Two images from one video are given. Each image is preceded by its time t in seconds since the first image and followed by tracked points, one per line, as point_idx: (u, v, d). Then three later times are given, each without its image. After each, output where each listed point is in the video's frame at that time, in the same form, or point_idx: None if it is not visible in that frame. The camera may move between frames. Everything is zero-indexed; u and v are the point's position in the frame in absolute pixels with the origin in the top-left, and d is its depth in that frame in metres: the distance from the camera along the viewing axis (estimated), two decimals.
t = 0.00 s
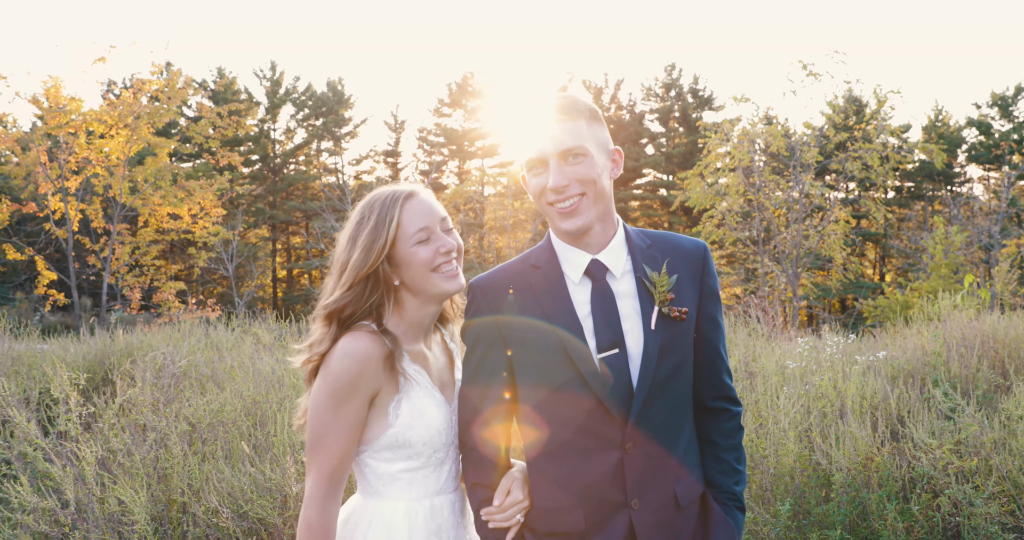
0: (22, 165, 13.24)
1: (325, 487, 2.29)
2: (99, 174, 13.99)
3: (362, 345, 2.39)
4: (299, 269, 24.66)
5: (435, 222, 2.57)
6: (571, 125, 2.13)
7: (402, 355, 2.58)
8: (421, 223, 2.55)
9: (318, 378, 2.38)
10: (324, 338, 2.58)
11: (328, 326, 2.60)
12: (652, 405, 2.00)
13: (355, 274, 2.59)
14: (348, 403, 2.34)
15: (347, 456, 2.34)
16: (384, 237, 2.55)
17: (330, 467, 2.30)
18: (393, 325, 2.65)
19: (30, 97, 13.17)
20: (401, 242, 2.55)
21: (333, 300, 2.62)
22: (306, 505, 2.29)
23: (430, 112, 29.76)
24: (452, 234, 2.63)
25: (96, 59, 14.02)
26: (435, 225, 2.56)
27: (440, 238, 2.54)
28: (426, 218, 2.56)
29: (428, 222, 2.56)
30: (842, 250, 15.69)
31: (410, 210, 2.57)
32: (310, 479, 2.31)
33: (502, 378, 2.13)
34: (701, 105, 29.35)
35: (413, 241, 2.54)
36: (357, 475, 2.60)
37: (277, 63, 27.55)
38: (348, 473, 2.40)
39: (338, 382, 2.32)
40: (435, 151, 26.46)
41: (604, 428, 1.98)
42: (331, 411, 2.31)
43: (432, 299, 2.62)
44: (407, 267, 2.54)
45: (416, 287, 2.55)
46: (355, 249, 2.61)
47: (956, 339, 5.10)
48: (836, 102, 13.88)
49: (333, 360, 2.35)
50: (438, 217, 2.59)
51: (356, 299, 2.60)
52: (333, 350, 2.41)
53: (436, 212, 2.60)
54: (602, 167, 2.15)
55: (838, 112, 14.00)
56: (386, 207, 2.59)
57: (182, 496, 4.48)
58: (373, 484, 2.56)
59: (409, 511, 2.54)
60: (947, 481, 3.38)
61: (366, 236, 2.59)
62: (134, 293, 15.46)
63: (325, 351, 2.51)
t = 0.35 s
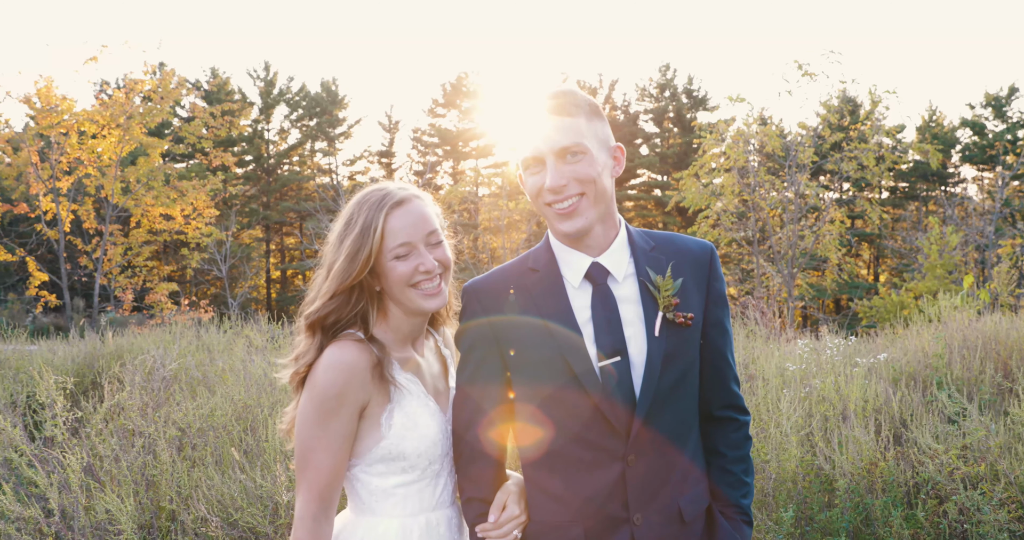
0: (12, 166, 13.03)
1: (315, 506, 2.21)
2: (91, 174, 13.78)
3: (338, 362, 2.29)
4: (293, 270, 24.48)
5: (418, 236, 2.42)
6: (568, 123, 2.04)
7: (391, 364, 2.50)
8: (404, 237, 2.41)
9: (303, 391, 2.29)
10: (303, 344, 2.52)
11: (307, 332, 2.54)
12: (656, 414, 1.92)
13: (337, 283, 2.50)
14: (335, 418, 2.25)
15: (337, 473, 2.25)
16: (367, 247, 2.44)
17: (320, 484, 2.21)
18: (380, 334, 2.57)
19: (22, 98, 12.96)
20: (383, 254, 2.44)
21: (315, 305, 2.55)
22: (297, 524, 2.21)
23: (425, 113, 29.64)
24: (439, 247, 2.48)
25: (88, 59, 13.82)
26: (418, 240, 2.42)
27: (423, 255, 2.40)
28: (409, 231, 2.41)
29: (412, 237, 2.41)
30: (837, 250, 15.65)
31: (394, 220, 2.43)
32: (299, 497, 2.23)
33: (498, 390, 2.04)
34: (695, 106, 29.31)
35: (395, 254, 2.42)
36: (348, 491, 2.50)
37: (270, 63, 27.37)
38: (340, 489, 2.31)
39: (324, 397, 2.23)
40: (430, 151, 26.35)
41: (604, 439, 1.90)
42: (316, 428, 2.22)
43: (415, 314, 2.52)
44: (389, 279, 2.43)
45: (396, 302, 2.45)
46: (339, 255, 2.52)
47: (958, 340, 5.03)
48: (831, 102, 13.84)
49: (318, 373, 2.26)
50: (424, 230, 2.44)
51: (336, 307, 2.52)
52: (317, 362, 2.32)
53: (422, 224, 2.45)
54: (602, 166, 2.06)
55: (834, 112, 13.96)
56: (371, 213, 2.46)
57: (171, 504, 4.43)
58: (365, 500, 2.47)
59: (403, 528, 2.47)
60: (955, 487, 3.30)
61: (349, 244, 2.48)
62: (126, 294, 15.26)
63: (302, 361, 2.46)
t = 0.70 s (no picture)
0: (2, 166, 12.81)
1: (306, 525, 2.12)
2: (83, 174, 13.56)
3: (327, 372, 2.21)
4: (286, 270, 24.29)
5: (406, 239, 2.33)
6: (565, 121, 1.97)
7: (387, 373, 2.44)
8: (391, 240, 2.33)
9: (294, 400, 2.22)
10: (292, 353, 2.48)
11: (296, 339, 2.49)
12: (659, 424, 1.85)
13: (325, 289, 2.44)
14: (328, 430, 2.18)
15: (331, 487, 2.17)
16: (354, 251, 2.37)
17: (312, 498, 2.13)
18: (373, 341, 2.50)
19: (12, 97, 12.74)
20: (371, 258, 2.37)
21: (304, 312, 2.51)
22: None
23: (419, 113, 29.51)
24: (430, 249, 2.38)
25: (79, 58, 13.61)
26: (405, 243, 2.33)
27: (411, 259, 2.32)
28: (396, 234, 2.33)
29: (399, 239, 2.33)
30: (832, 251, 15.63)
31: (380, 222, 2.35)
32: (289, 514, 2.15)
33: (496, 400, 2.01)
34: (689, 106, 29.30)
35: (382, 258, 2.34)
36: (339, 505, 2.42)
37: (263, 63, 27.20)
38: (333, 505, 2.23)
39: (316, 408, 2.14)
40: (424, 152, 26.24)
41: (605, 452, 1.82)
42: (308, 441, 2.14)
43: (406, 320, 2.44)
44: (378, 285, 2.36)
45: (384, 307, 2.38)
46: (327, 260, 2.45)
47: (957, 342, 4.98)
48: (826, 103, 13.81)
49: (309, 383, 2.18)
50: (412, 231, 2.35)
51: (324, 314, 2.47)
52: (307, 372, 2.25)
53: (411, 225, 2.35)
54: (602, 165, 1.99)
55: (829, 113, 13.91)
56: (358, 215, 2.38)
57: (159, 511, 4.36)
58: (358, 514, 2.39)
59: None
60: (958, 492, 3.23)
61: (335, 248, 2.42)
62: (118, 295, 15.05)
63: (290, 371, 2.41)
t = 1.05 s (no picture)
0: None
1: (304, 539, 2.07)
2: (76, 174, 13.34)
3: (326, 381, 2.16)
4: (280, 270, 24.12)
5: (405, 239, 2.27)
6: (568, 116, 1.90)
7: (389, 382, 2.40)
8: (389, 241, 2.27)
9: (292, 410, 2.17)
10: (289, 361, 2.43)
11: (293, 346, 2.45)
12: (667, 433, 1.79)
13: (322, 294, 2.40)
14: (328, 442, 2.13)
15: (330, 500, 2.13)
16: (350, 253, 2.32)
17: (313, 514, 2.09)
18: (374, 347, 2.45)
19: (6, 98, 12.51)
20: (368, 260, 2.31)
21: (301, 318, 2.46)
22: None
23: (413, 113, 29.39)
24: (431, 249, 2.31)
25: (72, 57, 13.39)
26: (404, 243, 2.26)
27: (410, 260, 2.25)
28: (394, 234, 2.27)
29: (398, 240, 2.27)
30: (827, 251, 15.62)
31: (378, 222, 2.29)
32: (286, 531, 2.09)
33: (495, 404, 1.95)
34: (683, 106, 29.29)
35: (380, 260, 2.28)
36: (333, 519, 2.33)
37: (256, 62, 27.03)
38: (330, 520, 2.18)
39: (315, 419, 2.09)
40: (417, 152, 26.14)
41: (610, 462, 1.77)
42: (308, 454, 2.09)
43: (406, 324, 2.38)
44: (377, 288, 2.30)
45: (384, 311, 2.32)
46: (323, 263, 2.40)
47: (956, 344, 4.94)
48: (820, 103, 13.79)
49: (309, 392, 2.13)
50: (411, 231, 2.28)
51: (322, 319, 2.43)
52: (306, 381, 2.21)
53: (410, 225, 2.29)
54: (605, 162, 1.93)
55: (823, 113, 13.89)
56: (354, 215, 2.33)
57: (148, 517, 4.28)
58: (353, 529, 2.31)
59: None
60: (963, 496, 3.19)
61: (331, 250, 2.37)
62: (111, 296, 14.86)
63: (287, 380, 2.36)
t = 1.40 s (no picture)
0: None
1: None
2: (69, 174, 13.13)
3: (331, 393, 2.15)
4: (275, 271, 23.95)
5: (411, 241, 2.26)
6: (575, 115, 1.90)
7: (396, 393, 2.35)
8: (394, 243, 2.27)
9: (296, 421, 2.14)
10: (288, 371, 2.40)
11: (292, 356, 2.41)
12: (678, 445, 1.79)
13: (325, 299, 2.38)
14: (334, 457, 2.12)
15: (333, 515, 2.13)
16: (354, 255, 2.31)
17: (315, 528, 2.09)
18: (379, 354, 2.43)
19: None
20: (373, 264, 2.30)
21: (300, 326, 2.43)
22: None
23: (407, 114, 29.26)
24: (437, 252, 2.30)
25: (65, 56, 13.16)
26: (411, 245, 2.26)
27: (417, 263, 2.24)
28: (401, 236, 2.26)
29: (404, 242, 2.26)
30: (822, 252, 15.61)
31: (382, 224, 2.29)
32: None
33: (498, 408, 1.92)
34: (677, 107, 29.28)
35: (386, 263, 2.28)
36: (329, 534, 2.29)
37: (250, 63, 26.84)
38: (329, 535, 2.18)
39: (321, 433, 2.08)
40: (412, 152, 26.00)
41: (619, 473, 1.77)
42: (311, 468, 2.07)
43: (411, 331, 2.37)
44: (382, 291, 2.29)
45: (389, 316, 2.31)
46: (325, 267, 2.39)
47: (955, 346, 4.92)
48: (815, 103, 13.78)
49: (314, 405, 2.12)
50: (418, 233, 2.28)
51: (323, 327, 2.41)
52: (310, 392, 2.18)
53: (415, 226, 2.28)
54: (614, 161, 1.93)
55: (818, 113, 13.89)
56: (357, 217, 2.32)
57: (139, 525, 4.22)
58: None
59: None
60: (967, 501, 3.16)
61: (334, 254, 2.35)
62: (105, 297, 14.68)
63: (286, 391, 2.33)
